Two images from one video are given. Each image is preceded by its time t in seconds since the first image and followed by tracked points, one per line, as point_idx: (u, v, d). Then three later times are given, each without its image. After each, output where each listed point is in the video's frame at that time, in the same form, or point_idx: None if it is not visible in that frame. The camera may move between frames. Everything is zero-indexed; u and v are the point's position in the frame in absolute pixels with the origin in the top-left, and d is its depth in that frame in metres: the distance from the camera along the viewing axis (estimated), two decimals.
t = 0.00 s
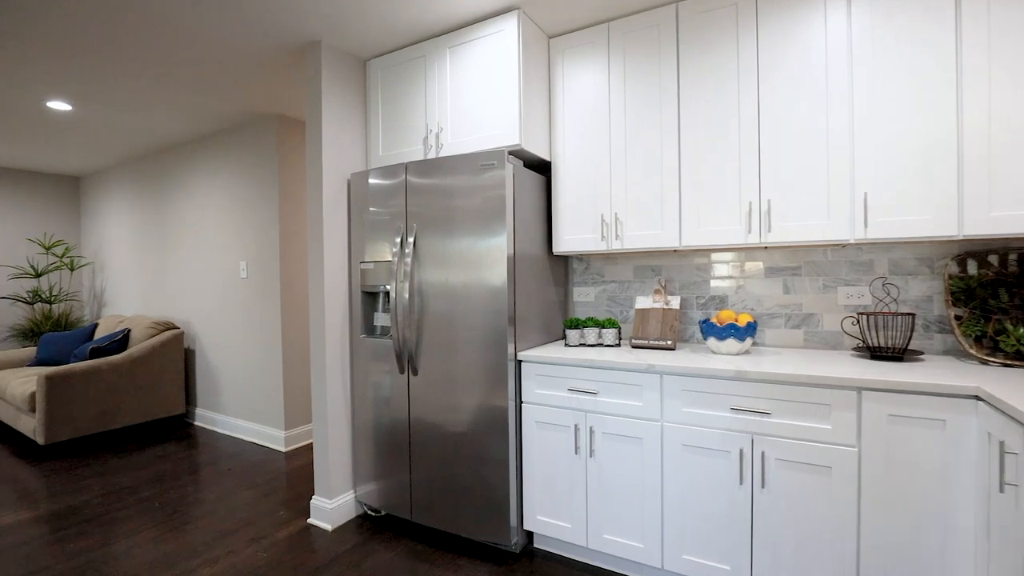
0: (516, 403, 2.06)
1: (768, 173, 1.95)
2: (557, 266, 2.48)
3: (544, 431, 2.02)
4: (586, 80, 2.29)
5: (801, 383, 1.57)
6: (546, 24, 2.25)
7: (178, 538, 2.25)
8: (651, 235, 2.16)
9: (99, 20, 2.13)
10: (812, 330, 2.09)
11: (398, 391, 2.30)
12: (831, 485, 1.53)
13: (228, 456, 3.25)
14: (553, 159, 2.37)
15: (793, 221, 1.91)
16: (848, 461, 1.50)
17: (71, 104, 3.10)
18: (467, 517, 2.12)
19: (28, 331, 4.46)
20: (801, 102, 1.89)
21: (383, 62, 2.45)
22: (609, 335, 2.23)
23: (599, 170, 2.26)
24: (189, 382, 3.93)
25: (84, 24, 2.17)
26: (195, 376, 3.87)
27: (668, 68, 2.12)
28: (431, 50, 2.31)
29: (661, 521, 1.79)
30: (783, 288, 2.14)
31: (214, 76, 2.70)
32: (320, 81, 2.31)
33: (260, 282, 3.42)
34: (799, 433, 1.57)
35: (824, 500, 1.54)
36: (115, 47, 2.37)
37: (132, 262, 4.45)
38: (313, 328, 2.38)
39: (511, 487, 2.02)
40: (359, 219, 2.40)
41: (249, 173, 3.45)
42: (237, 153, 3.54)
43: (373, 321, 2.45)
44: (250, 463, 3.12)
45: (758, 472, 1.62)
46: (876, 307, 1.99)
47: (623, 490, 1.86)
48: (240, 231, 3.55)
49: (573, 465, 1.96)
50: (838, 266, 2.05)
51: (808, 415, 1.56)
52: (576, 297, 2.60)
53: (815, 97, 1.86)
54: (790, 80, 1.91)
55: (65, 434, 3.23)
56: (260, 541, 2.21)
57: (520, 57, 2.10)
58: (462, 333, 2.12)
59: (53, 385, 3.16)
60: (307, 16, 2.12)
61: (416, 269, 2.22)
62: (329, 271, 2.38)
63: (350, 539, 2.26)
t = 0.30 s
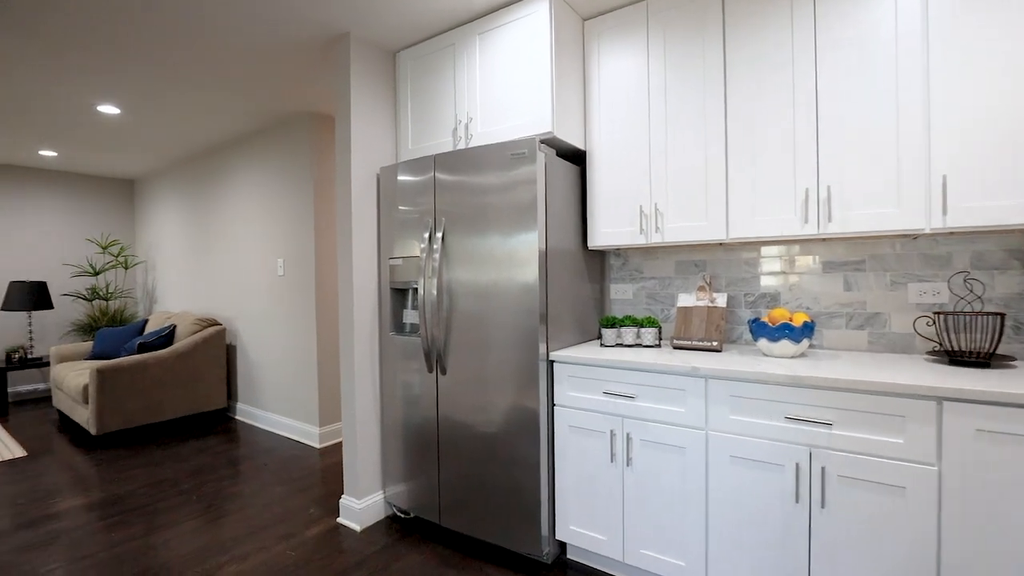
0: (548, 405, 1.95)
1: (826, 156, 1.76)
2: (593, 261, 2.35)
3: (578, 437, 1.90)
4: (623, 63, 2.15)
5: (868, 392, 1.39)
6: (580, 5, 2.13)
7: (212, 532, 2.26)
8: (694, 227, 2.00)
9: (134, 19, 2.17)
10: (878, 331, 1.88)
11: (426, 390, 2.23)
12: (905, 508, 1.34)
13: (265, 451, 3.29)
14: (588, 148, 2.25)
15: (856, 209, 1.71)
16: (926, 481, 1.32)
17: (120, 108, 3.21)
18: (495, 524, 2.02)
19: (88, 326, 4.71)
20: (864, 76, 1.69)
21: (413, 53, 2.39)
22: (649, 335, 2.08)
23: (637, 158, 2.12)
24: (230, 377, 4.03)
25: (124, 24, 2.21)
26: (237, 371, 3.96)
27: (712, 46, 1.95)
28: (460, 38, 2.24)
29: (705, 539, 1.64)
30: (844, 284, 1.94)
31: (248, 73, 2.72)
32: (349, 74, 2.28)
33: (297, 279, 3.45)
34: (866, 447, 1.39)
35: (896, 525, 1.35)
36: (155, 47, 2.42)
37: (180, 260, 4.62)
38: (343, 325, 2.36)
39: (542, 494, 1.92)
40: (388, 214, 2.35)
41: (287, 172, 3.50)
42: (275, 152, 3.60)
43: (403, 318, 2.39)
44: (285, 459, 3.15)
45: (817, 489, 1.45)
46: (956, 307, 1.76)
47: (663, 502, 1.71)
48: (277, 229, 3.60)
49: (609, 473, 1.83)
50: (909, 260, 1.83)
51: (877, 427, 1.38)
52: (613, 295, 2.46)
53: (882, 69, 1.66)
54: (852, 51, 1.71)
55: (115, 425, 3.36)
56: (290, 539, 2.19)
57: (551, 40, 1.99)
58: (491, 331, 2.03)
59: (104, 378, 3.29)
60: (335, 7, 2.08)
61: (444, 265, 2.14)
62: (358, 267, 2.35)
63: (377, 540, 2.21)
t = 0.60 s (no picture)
0: (584, 408, 1.84)
1: (899, 134, 1.55)
2: (634, 256, 2.22)
3: (616, 443, 1.78)
4: (667, 43, 2.01)
5: (959, 402, 1.21)
6: None
7: (248, 526, 2.28)
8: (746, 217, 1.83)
9: (175, 17, 2.21)
10: (961, 333, 1.66)
11: (459, 389, 2.17)
12: (1001, 537, 1.16)
13: (303, 446, 3.33)
14: (628, 135, 2.10)
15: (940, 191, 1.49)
16: None
17: (168, 109, 3.32)
18: (529, 531, 1.93)
19: (144, 322, 4.94)
20: (946, 41, 1.48)
21: (446, 44, 2.33)
22: (693, 335, 1.92)
23: (682, 144, 1.96)
24: (272, 373, 4.12)
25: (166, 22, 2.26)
26: (278, 367, 4.04)
27: (766, 18, 1.79)
28: (493, 25, 2.16)
29: (758, 558, 1.49)
30: (919, 280, 1.73)
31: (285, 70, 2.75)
32: (381, 66, 2.25)
33: (335, 276, 3.48)
34: (951, 466, 1.21)
35: (989, 557, 1.17)
36: (193, 45, 2.48)
37: (227, 259, 4.77)
38: (376, 321, 2.33)
39: (578, 503, 1.80)
40: (421, 208, 2.30)
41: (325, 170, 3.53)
42: (314, 150, 3.64)
43: (435, 315, 2.34)
44: (322, 455, 3.16)
45: (892, 511, 1.28)
46: None
47: (711, 517, 1.57)
48: (316, 226, 3.64)
49: (650, 483, 1.70)
50: (1000, 252, 1.60)
51: (966, 443, 1.20)
52: (656, 292, 2.32)
53: (969, 31, 1.45)
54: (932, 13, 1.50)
55: (163, 416, 3.49)
56: (322, 537, 2.17)
57: (589, 21, 1.88)
58: (524, 330, 1.93)
59: (153, 371, 3.42)
60: None
61: (477, 261, 2.07)
62: (390, 263, 2.31)
63: (408, 542, 2.16)
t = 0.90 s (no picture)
0: (622, 413, 1.71)
1: (988, 103, 1.34)
2: (676, 250, 2.08)
3: (656, 450, 1.64)
4: (712, 15, 1.84)
5: None
6: None
7: (279, 522, 2.27)
8: (802, 204, 1.65)
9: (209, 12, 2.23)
10: None
11: (489, 388, 2.08)
12: None
13: (336, 443, 3.33)
14: (670, 118, 1.94)
15: None
16: None
17: (208, 109, 3.40)
18: (561, 541, 1.82)
19: (190, 318, 5.11)
20: None
21: (476, 31, 2.25)
22: (743, 335, 1.76)
23: (728, 125, 1.80)
24: (308, 369, 4.16)
25: (201, 16, 2.28)
26: (314, 364, 4.08)
27: None
28: (525, 8, 2.06)
29: None
30: (1009, 274, 1.51)
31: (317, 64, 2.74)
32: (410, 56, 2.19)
33: (368, 273, 3.47)
34: None
35: None
36: (226, 41, 2.50)
37: (267, 257, 4.87)
38: (405, 318, 2.28)
39: (614, 514, 1.68)
40: (451, 201, 2.24)
41: (360, 166, 3.53)
42: (348, 147, 3.65)
43: (465, 312, 2.26)
44: (354, 452, 3.15)
45: (984, 540, 1.10)
46: None
47: (764, 536, 1.42)
48: (350, 223, 3.65)
49: (694, 495, 1.56)
50: None
51: None
52: (700, 288, 2.16)
53: None
54: None
55: (204, 410, 3.57)
56: (350, 537, 2.13)
57: None
58: (558, 328, 1.82)
59: (194, 366, 3.50)
60: None
61: (508, 255, 1.97)
62: (420, 257, 2.25)
63: (436, 546, 2.09)
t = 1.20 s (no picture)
0: (663, 423, 1.57)
1: None
2: (722, 246, 1.91)
3: (702, 466, 1.50)
4: None
5: None
6: None
7: (307, 524, 2.24)
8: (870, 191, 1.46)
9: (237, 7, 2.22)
10: None
11: (519, 393, 1.98)
12: None
13: (367, 443, 3.30)
14: (715, 102, 1.78)
15: None
16: None
17: (243, 109, 3.44)
18: (596, 559, 1.69)
19: (230, 316, 5.24)
20: None
21: (506, 17, 2.16)
22: (799, 339, 1.59)
23: (782, 106, 1.62)
24: (342, 368, 4.17)
25: (232, 12, 2.27)
26: (348, 362, 4.09)
27: None
28: None
29: None
30: None
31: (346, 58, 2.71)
32: (438, 47, 2.12)
33: (399, 271, 3.44)
34: None
35: None
36: (255, 36, 2.50)
37: (303, 255, 4.93)
38: (434, 317, 2.21)
39: (654, 534, 1.55)
40: (480, 196, 2.15)
41: (391, 163, 3.50)
42: (380, 145, 3.63)
43: (495, 312, 2.17)
44: (385, 452, 3.12)
45: None
46: None
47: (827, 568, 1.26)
48: (382, 221, 3.62)
49: (745, 517, 1.41)
50: None
51: None
52: (748, 288, 1.99)
53: None
54: None
55: (241, 407, 3.62)
56: (376, 542, 2.08)
57: None
58: (593, 330, 1.70)
59: (231, 363, 3.55)
60: None
61: (539, 252, 1.86)
62: (448, 254, 2.17)
63: (464, 555, 2.01)
